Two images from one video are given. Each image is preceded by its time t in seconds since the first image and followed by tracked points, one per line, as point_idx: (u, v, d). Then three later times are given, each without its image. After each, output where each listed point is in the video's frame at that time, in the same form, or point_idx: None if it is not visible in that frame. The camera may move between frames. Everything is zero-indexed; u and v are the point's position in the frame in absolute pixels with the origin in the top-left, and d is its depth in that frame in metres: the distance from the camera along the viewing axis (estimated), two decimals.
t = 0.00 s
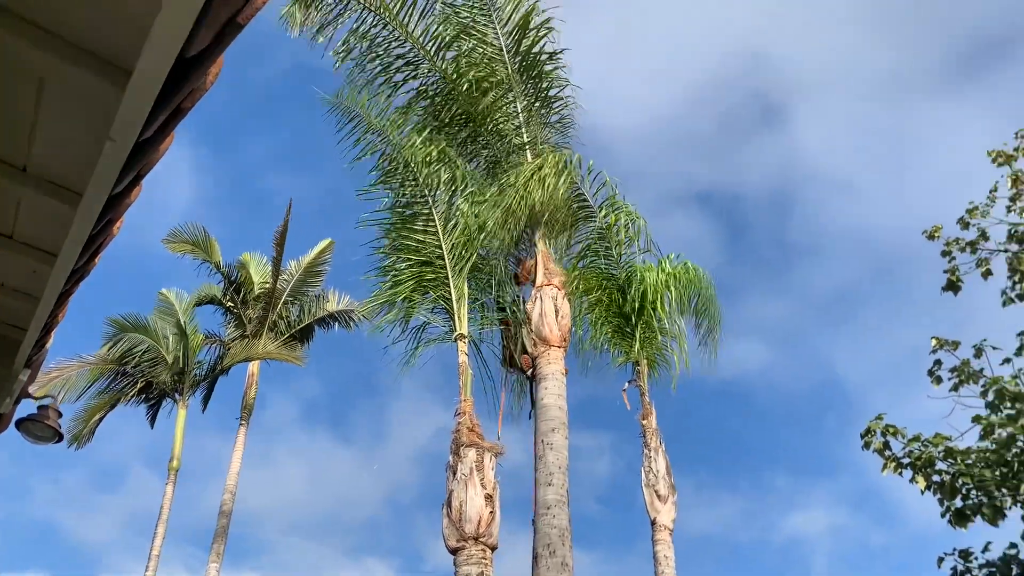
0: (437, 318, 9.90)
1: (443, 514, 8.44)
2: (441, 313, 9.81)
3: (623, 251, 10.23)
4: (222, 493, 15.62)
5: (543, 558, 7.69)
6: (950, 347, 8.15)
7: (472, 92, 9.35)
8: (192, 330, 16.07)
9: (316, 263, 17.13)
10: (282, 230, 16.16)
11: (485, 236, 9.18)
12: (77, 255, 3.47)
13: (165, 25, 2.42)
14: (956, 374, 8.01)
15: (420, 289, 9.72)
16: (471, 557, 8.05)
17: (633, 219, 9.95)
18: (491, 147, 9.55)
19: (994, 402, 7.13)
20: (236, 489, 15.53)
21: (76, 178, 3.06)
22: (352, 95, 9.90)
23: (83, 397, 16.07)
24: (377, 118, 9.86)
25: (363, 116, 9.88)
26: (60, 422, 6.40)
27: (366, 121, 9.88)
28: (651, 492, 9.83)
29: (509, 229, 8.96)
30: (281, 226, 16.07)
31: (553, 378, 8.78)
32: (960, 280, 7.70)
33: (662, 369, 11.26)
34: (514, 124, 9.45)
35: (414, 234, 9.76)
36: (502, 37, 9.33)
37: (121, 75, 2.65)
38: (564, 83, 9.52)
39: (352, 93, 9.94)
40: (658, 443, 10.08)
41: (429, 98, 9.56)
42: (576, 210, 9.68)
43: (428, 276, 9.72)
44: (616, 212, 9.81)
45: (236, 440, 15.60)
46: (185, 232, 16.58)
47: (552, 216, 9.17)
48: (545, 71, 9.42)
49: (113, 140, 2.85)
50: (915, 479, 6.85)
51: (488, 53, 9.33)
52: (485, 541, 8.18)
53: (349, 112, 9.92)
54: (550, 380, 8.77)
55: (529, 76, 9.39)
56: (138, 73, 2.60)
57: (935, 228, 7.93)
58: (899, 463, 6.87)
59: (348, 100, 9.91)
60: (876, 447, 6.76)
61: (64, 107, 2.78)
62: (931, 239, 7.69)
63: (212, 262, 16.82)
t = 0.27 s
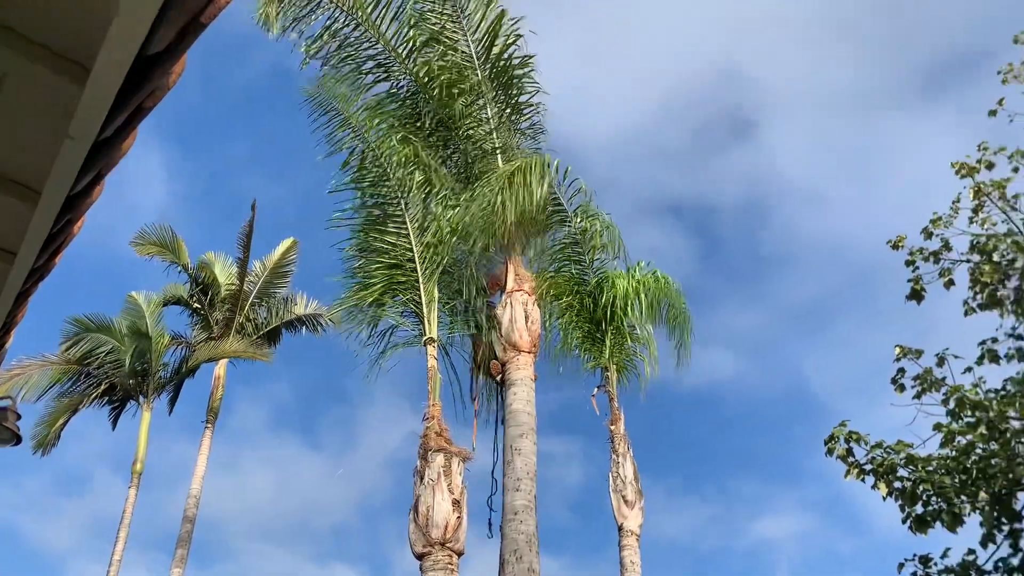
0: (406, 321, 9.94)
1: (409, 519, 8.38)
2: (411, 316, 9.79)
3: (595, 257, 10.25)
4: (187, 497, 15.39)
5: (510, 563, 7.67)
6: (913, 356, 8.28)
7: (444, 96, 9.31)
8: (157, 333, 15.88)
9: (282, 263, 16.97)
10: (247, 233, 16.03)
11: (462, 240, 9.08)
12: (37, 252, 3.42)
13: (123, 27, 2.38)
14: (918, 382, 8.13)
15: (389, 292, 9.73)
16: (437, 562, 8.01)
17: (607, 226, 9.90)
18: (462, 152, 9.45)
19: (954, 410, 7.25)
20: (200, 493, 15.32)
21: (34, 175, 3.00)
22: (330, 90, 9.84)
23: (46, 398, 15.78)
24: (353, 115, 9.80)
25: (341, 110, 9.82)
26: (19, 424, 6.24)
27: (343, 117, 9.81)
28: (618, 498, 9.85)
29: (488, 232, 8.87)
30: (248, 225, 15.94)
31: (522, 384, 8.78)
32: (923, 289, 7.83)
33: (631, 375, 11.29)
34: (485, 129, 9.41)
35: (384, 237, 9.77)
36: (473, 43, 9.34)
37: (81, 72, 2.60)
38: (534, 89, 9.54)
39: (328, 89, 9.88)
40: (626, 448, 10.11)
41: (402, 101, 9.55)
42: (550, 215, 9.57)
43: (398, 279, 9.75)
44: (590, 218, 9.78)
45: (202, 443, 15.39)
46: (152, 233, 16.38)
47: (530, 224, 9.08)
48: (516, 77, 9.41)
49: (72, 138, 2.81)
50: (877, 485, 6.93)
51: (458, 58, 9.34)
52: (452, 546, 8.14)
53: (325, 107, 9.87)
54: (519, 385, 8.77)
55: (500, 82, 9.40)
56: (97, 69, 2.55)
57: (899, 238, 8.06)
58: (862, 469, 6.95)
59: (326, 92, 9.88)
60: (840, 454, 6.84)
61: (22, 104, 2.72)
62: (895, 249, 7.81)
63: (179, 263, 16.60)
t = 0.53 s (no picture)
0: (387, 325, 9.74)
1: (388, 525, 8.32)
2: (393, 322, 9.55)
3: (580, 262, 10.28)
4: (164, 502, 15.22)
5: (490, 569, 7.64)
6: (891, 363, 8.34)
7: (427, 100, 9.30)
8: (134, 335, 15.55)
9: (264, 266, 16.97)
10: (230, 234, 15.88)
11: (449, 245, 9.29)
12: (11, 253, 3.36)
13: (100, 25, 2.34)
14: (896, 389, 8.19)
15: (370, 295, 9.53)
16: (416, 568, 7.96)
17: (591, 229, 10.05)
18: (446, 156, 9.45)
19: (931, 417, 7.31)
20: (178, 497, 15.16)
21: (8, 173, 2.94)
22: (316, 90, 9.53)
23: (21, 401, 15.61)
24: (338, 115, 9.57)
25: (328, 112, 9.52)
26: None
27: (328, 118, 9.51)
28: (599, 504, 9.85)
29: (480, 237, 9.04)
30: (232, 227, 15.87)
31: (504, 389, 8.75)
32: (901, 297, 7.90)
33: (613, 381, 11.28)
34: (468, 134, 9.48)
35: (366, 239, 9.57)
36: (456, 48, 9.39)
37: (57, 70, 2.55)
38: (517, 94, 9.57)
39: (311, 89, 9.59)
40: (606, 454, 10.12)
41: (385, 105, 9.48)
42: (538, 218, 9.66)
43: (380, 283, 9.54)
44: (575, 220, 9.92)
45: (180, 447, 15.24)
46: (133, 235, 16.23)
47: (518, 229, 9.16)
48: (498, 81, 9.45)
49: (48, 136, 2.77)
50: (855, 492, 6.97)
51: (440, 63, 9.35)
52: (432, 552, 8.09)
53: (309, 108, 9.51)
54: (501, 390, 8.75)
55: (482, 87, 9.45)
56: (73, 66, 2.51)
57: (879, 246, 8.12)
58: (840, 476, 6.99)
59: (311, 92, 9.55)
60: (819, 460, 6.87)
61: None
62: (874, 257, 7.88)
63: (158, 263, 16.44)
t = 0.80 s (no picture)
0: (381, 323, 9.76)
1: (381, 523, 8.31)
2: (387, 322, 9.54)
3: (577, 260, 10.26)
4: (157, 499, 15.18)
5: (483, 567, 7.64)
6: (884, 364, 8.36)
7: (420, 99, 9.28)
8: (127, 330, 15.55)
9: (259, 265, 16.86)
10: (230, 233, 15.83)
11: (444, 241, 9.30)
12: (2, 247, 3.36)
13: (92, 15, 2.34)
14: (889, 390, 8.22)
15: (365, 294, 9.53)
16: (409, 566, 7.96)
17: (589, 226, 10.05)
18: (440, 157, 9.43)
19: (923, 418, 7.33)
20: (171, 495, 15.11)
21: None
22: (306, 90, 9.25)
23: (12, 398, 15.55)
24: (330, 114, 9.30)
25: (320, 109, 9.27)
26: None
27: (320, 115, 9.28)
28: (592, 503, 9.85)
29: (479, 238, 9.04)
30: (230, 231, 15.78)
31: (498, 387, 8.75)
32: (894, 298, 7.92)
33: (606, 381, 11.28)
34: (462, 134, 9.45)
35: (361, 238, 9.50)
36: (451, 49, 9.31)
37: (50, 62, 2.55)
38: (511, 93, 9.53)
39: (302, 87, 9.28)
40: (600, 453, 10.12)
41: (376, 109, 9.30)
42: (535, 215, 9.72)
43: (375, 281, 9.54)
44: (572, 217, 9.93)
45: (173, 444, 15.19)
46: (131, 229, 16.17)
47: (516, 228, 9.19)
48: (492, 81, 9.41)
49: (39, 128, 2.75)
50: (847, 491, 6.99)
51: (434, 63, 9.30)
52: (424, 550, 8.09)
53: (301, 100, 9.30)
54: (495, 389, 8.75)
55: (477, 88, 9.41)
56: (64, 57, 2.50)
57: (873, 246, 8.14)
58: (833, 475, 7.00)
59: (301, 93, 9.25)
60: (811, 460, 6.88)
61: None
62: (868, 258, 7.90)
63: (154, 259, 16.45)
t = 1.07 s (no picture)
0: (387, 316, 9.83)
1: (385, 514, 8.33)
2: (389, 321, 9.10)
3: (582, 253, 10.23)
4: (161, 490, 15.22)
5: (486, 559, 7.65)
6: (889, 357, 8.35)
7: (424, 92, 9.43)
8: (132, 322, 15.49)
9: (267, 261, 16.91)
10: (239, 226, 15.84)
11: (448, 230, 9.31)
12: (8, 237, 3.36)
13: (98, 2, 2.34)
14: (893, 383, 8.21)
15: (369, 288, 9.55)
16: (413, 557, 7.97)
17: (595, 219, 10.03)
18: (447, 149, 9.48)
19: (928, 411, 7.32)
20: (175, 486, 15.16)
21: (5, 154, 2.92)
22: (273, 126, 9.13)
23: (18, 387, 15.59)
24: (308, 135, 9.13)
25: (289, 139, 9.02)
26: None
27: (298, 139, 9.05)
28: (595, 495, 9.87)
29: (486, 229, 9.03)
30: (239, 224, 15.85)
31: (501, 380, 8.76)
32: (899, 291, 7.91)
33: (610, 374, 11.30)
34: (466, 127, 9.50)
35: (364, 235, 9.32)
36: (455, 42, 9.31)
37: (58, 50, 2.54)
38: (515, 85, 9.52)
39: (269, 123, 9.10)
40: (604, 445, 10.13)
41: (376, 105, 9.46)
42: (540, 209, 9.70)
43: (377, 276, 9.50)
44: (577, 211, 9.86)
45: (178, 435, 15.23)
46: (132, 224, 16.17)
47: (520, 219, 9.18)
48: (496, 73, 9.40)
49: (46, 115, 2.74)
50: (851, 484, 6.98)
51: (438, 56, 9.34)
52: (428, 542, 8.11)
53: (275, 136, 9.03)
54: (498, 381, 8.75)
55: (481, 81, 9.41)
56: (71, 43, 2.49)
57: (878, 240, 8.13)
58: (837, 468, 7.00)
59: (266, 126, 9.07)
60: (816, 453, 6.88)
61: None
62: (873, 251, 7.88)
63: (157, 253, 16.46)
